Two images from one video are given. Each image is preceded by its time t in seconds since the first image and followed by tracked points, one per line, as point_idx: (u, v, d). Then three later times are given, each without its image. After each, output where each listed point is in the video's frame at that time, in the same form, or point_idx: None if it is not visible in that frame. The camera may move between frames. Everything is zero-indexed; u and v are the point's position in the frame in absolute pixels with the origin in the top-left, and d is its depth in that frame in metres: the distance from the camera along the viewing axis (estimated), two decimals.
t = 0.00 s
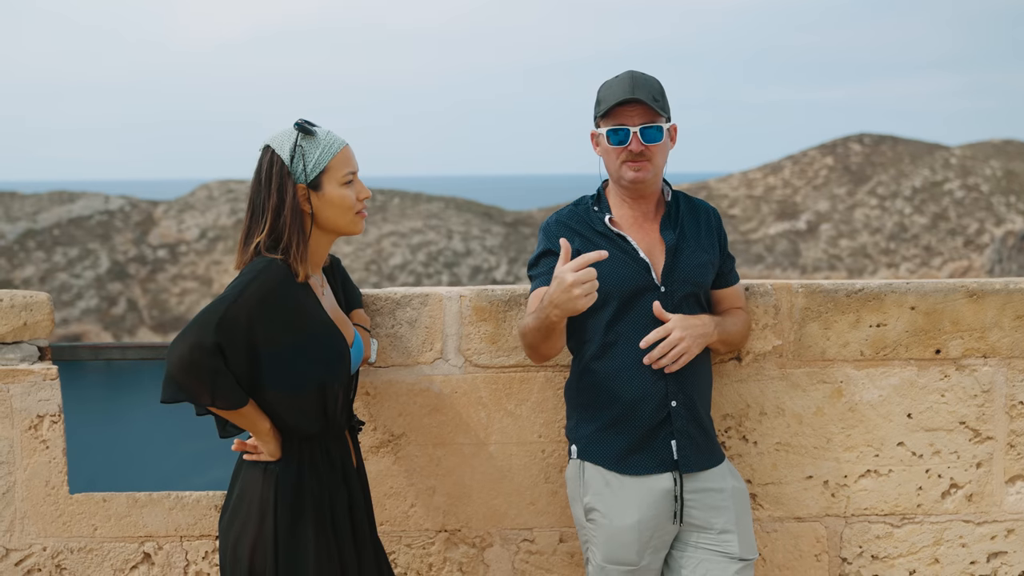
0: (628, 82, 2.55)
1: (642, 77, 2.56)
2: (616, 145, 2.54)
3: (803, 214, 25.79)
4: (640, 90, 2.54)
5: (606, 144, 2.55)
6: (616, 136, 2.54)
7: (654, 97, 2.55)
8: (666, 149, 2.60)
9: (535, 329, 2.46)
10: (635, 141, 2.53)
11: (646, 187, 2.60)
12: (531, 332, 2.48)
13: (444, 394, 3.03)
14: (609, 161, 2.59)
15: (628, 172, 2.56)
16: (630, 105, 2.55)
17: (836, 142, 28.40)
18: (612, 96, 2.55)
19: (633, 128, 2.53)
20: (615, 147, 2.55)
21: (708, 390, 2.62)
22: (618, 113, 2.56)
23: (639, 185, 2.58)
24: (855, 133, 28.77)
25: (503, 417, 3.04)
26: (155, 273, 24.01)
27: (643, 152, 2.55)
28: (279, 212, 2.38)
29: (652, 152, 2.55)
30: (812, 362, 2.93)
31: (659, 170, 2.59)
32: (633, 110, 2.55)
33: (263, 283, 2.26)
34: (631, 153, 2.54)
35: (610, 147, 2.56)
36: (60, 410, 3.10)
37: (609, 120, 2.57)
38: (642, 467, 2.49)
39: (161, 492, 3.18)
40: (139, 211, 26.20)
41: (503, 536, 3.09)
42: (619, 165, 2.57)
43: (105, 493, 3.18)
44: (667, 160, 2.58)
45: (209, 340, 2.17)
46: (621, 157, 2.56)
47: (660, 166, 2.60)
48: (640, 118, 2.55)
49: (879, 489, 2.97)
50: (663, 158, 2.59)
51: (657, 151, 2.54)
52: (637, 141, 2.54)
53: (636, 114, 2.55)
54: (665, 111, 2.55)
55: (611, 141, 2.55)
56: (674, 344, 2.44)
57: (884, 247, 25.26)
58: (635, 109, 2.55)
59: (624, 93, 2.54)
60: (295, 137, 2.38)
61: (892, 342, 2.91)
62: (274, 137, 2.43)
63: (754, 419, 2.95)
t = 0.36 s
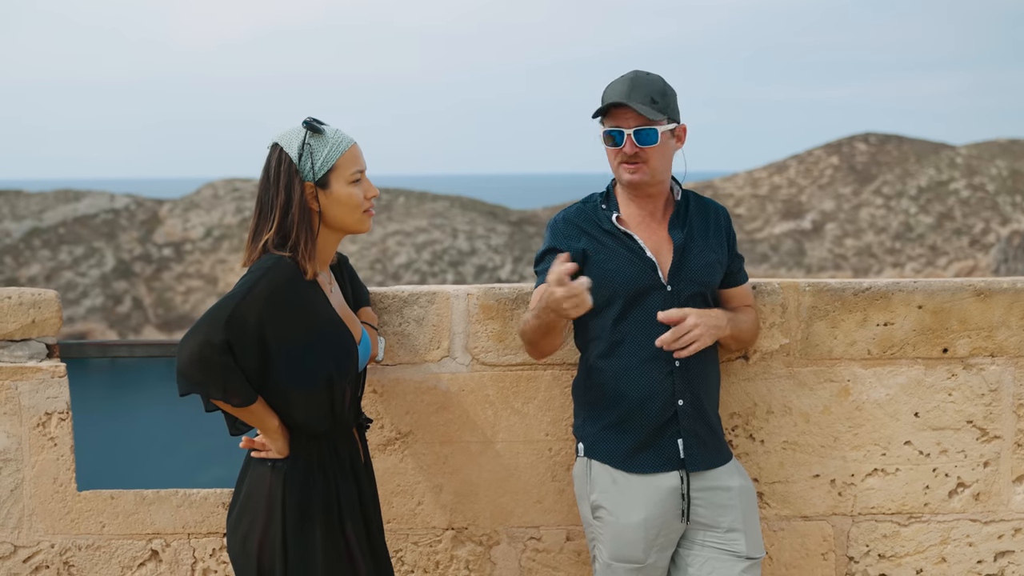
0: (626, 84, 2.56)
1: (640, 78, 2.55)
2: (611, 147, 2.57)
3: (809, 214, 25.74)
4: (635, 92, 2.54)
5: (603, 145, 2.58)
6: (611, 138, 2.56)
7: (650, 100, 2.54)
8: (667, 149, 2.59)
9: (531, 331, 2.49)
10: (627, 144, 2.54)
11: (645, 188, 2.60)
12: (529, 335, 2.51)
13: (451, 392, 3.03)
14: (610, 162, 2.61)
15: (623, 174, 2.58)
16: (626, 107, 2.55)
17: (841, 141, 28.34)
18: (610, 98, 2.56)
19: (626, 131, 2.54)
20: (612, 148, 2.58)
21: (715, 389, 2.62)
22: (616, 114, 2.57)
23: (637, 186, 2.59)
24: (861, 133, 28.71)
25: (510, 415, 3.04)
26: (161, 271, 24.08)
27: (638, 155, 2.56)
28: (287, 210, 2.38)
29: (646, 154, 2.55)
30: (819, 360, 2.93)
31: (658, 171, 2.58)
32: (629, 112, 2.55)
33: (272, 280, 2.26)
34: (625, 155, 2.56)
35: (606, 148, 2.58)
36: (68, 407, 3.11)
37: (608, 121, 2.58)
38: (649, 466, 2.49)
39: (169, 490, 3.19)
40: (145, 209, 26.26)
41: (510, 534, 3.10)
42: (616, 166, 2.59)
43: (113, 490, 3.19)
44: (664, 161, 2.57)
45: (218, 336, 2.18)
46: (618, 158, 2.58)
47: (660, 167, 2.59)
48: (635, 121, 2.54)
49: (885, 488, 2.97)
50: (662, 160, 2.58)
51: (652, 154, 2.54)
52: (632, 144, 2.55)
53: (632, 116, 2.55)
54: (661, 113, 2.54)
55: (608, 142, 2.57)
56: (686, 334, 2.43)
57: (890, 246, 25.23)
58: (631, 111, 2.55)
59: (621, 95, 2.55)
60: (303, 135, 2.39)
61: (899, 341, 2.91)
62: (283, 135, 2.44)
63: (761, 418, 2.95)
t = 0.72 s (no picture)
0: (638, 80, 2.56)
1: (652, 75, 2.55)
2: (622, 144, 2.55)
3: (813, 213, 25.70)
4: (647, 89, 2.54)
5: (613, 142, 2.57)
6: (622, 134, 2.55)
7: (663, 96, 2.55)
8: (676, 147, 2.59)
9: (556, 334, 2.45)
10: (639, 140, 2.54)
11: (655, 186, 2.60)
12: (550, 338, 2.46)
13: (456, 390, 3.04)
14: (618, 159, 2.60)
15: (635, 171, 2.57)
16: (637, 103, 2.55)
17: (846, 141, 28.30)
18: (621, 94, 2.56)
19: (639, 127, 2.53)
20: (621, 145, 2.57)
21: (721, 388, 2.61)
22: (626, 111, 2.57)
23: (647, 183, 2.58)
24: (866, 132, 28.67)
25: (515, 413, 3.05)
26: (165, 270, 24.13)
27: (648, 152, 2.55)
28: (291, 208, 2.38)
29: (657, 150, 2.55)
30: (824, 359, 2.93)
31: (667, 169, 2.58)
32: (640, 108, 2.55)
33: (275, 278, 2.26)
34: (636, 151, 2.55)
35: (616, 145, 2.57)
36: (74, 405, 3.12)
37: (618, 118, 2.57)
38: (654, 464, 2.49)
39: (174, 487, 3.20)
40: (150, 209, 26.31)
41: (515, 533, 3.10)
42: (626, 163, 2.58)
43: (118, 488, 3.20)
44: (674, 159, 2.57)
45: (223, 334, 2.18)
46: (627, 155, 2.57)
47: (670, 164, 2.59)
48: (647, 118, 2.54)
49: (890, 487, 2.97)
50: (671, 157, 2.58)
51: (663, 151, 2.53)
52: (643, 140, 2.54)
53: (643, 112, 2.55)
54: (673, 110, 2.54)
55: (618, 139, 2.56)
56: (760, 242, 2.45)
57: (895, 246, 25.20)
58: (642, 107, 2.55)
59: (633, 91, 2.55)
60: (306, 133, 2.39)
61: (905, 340, 2.91)
62: (285, 133, 2.44)
63: (766, 416, 2.95)
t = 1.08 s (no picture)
0: (640, 81, 2.56)
1: (655, 75, 2.55)
2: (625, 144, 2.56)
3: (817, 214, 25.68)
4: (649, 90, 2.54)
5: (615, 143, 2.57)
6: (625, 135, 2.55)
7: (665, 97, 2.54)
8: (680, 146, 2.59)
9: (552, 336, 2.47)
10: (641, 141, 2.54)
11: (659, 185, 2.60)
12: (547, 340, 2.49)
13: (459, 390, 3.04)
14: (622, 159, 2.61)
15: (637, 172, 2.57)
16: (639, 104, 2.54)
17: (850, 141, 28.27)
18: (623, 95, 2.56)
19: (640, 128, 2.53)
20: (624, 146, 2.57)
21: (725, 389, 2.61)
22: (628, 111, 2.57)
23: (650, 183, 2.59)
24: (870, 133, 28.63)
25: (519, 413, 3.05)
26: (169, 270, 24.17)
27: (650, 152, 2.55)
28: (293, 208, 2.39)
29: (660, 151, 2.55)
30: (828, 360, 2.93)
31: (669, 169, 2.58)
32: (642, 109, 2.55)
33: (277, 278, 2.27)
34: (638, 152, 2.56)
35: (619, 146, 2.58)
36: (77, 405, 3.13)
37: (620, 119, 2.58)
38: (657, 464, 2.48)
39: (178, 487, 3.20)
40: (154, 208, 26.34)
41: (519, 533, 3.10)
42: (629, 163, 2.58)
43: (121, 488, 3.20)
44: (678, 159, 2.57)
45: (225, 334, 2.18)
46: (630, 155, 2.58)
47: (673, 164, 2.59)
48: (648, 118, 2.54)
49: (895, 488, 2.97)
50: (675, 156, 2.58)
51: (665, 151, 2.54)
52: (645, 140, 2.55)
53: (645, 113, 2.54)
54: (676, 110, 2.53)
55: (621, 140, 2.56)
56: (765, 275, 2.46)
57: (899, 246, 25.17)
58: (644, 108, 2.55)
59: (634, 92, 2.55)
60: (309, 133, 2.39)
61: (909, 340, 2.90)
62: (288, 133, 2.44)
63: (770, 417, 2.95)
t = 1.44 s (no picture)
0: (646, 80, 2.53)
1: (661, 74, 2.53)
2: (635, 144, 2.54)
3: (820, 214, 25.66)
4: (657, 88, 2.52)
5: (624, 143, 2.56)
6: (636, 135, 2.53)
7: (672, 95, 2.53)
8: (687, 145, 2.58)
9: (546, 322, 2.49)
10: (652, 140, 2.52)
11: (665, 185, 2.60)
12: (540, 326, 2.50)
13: (461, 390, 3.03)
14: (630, 159, 2.59)
15: (647, 171, 2.57)
16: (648, 104, 2.53)
17: (853, 141, 28.26)
18: (630, 95, 2.54)
19: (650, 128, 2.52)
20: (633, 145, 2.56)
21: (728, 390, 2.60)
22: (636, 111, 2.55)
23: (658, 182, 2.58)
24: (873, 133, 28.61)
25: (521, 414, 3.04)
26: (172, 270, 24.19)
27: (661, 151, 2.54)
28: (296, 207, 2.38)
29: (670, 150, 2.54)
30: (831, 360, 2.92)
31: (679, 167, 2.57)
32: (651, 108, 2.54)
33: (278, 278, 2.26)
34: (648, 151, 2.54)
35: (628, 146, 2.56)
36: (79, 405, 3.13)
37: (629, 118, 2.56)
38: (661, 465, 2.48)
39: (179, 487, 3.20)
40: (156, 208, 26.37)
41: (521, 534, 3.10)
42: (639, 162, 2.57)
43: (123, 487, 3.20)
44: (686, 158, 2.57)
45: (225, 335, 2.18)
46: (639, 155, 2.56)
47: (681, 163, 2.58)
48: (658, 117, 2.53)
49: (897, 489, 2.96)
50: (683, 155, 2.58)
51: (675, 150, 2.53)
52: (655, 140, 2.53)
53: (654, 112, 2.54)
54: (684, 108, 2.53)
55: (630, 139, 2.54)
56: (714, 343, 2.41)
57: (901, 247, 25.15)
58: (653, 107, 2.54)
59: (641, 91, 2.53)
60: (313, 131, 2.39)
61: (912, 341, 2.89)
62: (292, 131, 2.44)
63: (773, 418, 2.94)
